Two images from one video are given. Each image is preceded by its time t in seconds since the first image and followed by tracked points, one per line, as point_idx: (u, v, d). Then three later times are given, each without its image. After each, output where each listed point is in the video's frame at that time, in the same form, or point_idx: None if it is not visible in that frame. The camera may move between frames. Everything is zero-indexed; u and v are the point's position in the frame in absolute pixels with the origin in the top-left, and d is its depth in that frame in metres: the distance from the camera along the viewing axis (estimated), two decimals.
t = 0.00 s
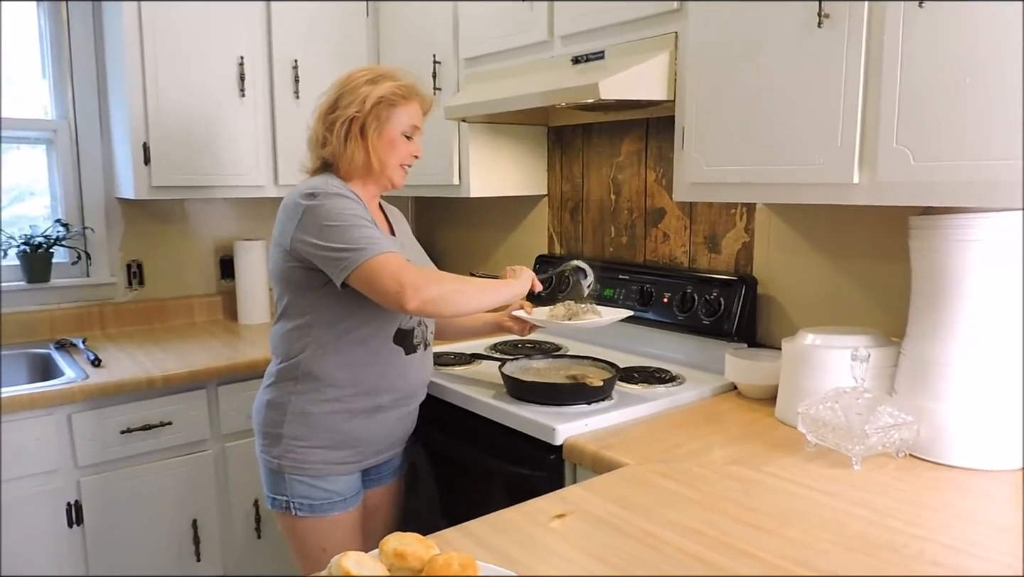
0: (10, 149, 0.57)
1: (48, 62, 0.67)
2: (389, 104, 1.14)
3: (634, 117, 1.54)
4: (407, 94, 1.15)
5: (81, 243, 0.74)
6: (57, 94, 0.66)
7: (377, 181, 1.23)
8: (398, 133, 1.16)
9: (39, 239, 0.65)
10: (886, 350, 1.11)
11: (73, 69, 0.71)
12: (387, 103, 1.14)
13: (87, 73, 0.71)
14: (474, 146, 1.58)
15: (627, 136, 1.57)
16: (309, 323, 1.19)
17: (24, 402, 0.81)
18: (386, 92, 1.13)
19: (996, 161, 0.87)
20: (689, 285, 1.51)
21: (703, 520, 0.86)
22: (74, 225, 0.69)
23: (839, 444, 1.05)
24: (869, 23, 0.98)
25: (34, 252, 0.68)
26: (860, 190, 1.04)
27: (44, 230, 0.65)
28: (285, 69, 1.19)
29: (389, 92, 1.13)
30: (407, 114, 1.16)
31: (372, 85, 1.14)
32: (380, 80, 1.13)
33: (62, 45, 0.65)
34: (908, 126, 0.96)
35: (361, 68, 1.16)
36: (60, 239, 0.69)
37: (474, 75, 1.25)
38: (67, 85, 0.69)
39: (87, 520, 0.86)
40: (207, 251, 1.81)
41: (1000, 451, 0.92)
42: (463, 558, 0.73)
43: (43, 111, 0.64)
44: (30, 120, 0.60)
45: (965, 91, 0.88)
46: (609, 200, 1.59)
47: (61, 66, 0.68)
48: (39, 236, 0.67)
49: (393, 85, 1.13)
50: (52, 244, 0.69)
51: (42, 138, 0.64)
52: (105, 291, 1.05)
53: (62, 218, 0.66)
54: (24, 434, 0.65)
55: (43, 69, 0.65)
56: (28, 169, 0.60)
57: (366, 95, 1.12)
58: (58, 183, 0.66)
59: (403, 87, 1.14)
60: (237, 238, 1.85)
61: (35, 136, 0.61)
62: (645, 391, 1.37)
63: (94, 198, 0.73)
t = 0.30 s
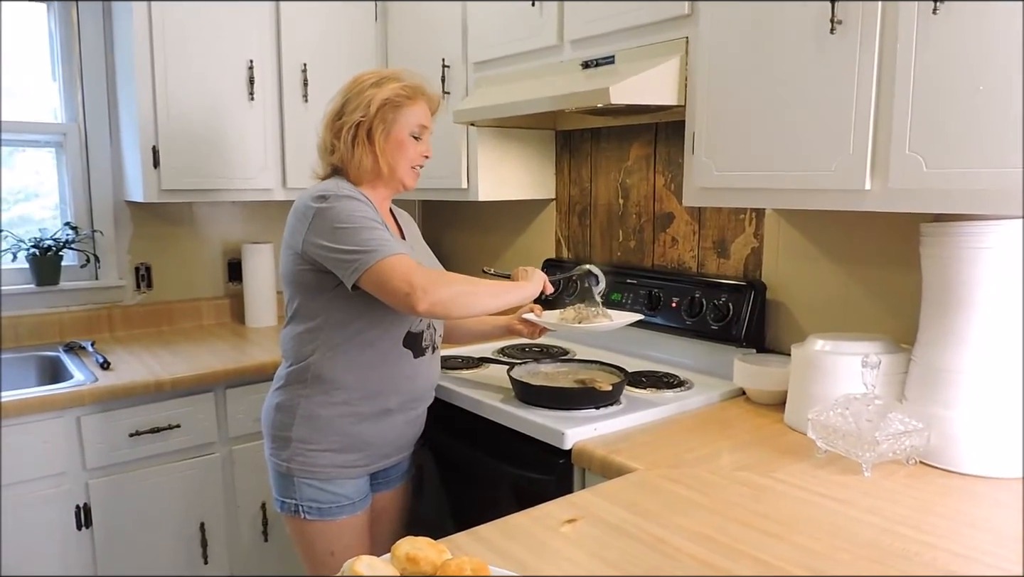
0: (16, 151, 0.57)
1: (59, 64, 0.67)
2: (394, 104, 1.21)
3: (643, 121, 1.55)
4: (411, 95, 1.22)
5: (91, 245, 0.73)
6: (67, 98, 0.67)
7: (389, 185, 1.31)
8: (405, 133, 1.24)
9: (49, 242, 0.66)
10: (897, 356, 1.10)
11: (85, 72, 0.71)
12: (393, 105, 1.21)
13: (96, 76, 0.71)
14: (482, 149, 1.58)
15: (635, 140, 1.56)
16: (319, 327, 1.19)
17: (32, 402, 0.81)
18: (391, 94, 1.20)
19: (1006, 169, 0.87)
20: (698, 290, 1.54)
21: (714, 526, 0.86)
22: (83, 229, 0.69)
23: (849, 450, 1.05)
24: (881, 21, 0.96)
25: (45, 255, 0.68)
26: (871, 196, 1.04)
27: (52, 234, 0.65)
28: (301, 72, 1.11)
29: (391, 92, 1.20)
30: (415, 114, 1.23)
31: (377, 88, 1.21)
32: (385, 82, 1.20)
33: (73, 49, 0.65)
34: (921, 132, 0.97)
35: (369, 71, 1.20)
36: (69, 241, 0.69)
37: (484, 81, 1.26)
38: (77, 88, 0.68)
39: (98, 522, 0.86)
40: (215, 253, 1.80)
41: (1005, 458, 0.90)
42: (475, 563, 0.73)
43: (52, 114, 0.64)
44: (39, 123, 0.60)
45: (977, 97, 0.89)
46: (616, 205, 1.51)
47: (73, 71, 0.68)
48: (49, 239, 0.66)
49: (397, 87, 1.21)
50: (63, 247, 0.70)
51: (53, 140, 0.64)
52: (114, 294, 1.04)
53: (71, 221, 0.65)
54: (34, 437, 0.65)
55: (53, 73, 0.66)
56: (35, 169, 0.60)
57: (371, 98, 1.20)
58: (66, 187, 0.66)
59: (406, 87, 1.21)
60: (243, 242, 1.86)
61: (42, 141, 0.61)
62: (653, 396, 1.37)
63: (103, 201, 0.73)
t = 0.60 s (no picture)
0: (18, 155, 0.57)
1: (62, 68, 0.67)
2: (396, 110, 1.15)
3: (646, 126, 1.54)
4: (413, 98, 1.16)
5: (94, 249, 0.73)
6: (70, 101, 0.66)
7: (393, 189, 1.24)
8: (408, 137, 1.17)
9: (52, 248, 0.65)
10: (901, 363, 1.09)
11: (88, 75, 0.71)
12: (394, 109, 1.15)
13: (100, 79, 0.71)
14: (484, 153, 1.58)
15: (639, 143, 1.58)
16: (322, 332, 1.19)
17: (36, 407, 0.80)
18: (392, 99, 1.14)
19: (1007, 174, 0.87)
20: (701, 295, 1.52)
21: (718, 533, 0.85)
22: (86, 233, 0.68)
23: (855, 457, 1.03)
24: (885, 23, 0.96)
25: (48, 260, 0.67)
26: (875, 204, 1.03)
27: (54, 239, 0.64)
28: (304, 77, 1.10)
29: (393, 98, 1.14)
30: (418, 117, 1.17)
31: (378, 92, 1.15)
32: (385, 87, 1.15)
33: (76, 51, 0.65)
34: (925, 139, 0.96)
35: (369, 75, 1.15)
36: (72, 246, 0.69)
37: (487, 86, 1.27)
38: (81, 91, 0.68)
39: (100, 526, 0.86)
40: (218, 256, 1.80)
41: (1008, 462, 0.92)
42: (476, 569, 0.73)
43: (54, 117, 0.64)
44: (42, 126, 0.60)
45: (980, 101, 0.88)
46: (620, 209, 1.61)
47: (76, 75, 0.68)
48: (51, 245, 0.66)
49: (398, 91, 1.15)
50: (66, 251, 0.69)
51: (55, 144, 0.64)
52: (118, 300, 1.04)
53: (74, 227, 0.65)
54: (36, 443, 0.64)
55: (55, 77, 0.66)
56: (36, 172, 0.60)
57: (372, 104, 1.14)
58: (67, 191, 0.65)
59: (408, 91, 1.16)
60: (247, 246, 1.87)
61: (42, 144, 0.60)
62: (657, 401, 1.36)
63: (107, 204, 0.73)
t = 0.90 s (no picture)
0: (18, 157, 0.57)
1: (64, 72, 0.67)
2: (395, 113, 1.22)
3: (645, 129, 1.58)
4: (412, 101, 1.23)
5: (97, 251, 0.73)
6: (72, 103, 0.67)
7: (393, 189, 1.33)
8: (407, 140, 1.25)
9: (53, 250, 0.65)
10: (900, 365, 1.12)
11: (91, 77, 0.71)
12: (393, 112, 1.22)
13: (102, 82, 0.71)
14: (485, 155, 1.58)
15: (639, 146, 1.61)
16: (323, 335, 1.20)
17: (39, 409, 0.80)
18: (391, 102, 1.21)
19: (1006, 176, 0.87)
20: (702, 297, 1.53)
21: (719, 535, 0.85)
22: (88, 235, 0.68)
23: (855, 459, 1.03)
24: (886, 23, 0.97)
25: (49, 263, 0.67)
26: (875, 205, 1.03)
27: (56, 241, 0.65)
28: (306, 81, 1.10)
29: (392, 101, 1.21)
30: (417, 119, 1.24)
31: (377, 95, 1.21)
32: (385, 89, 1.21)
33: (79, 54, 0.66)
34: (925, 141, 0.96)
35: (369, 76, 1.20)
36: (75, 248, 0.69)
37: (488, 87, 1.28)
38: (83, 93, 0.68)
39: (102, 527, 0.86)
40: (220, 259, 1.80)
41: (1008, 466, 0.92)
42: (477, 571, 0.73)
43: (57, 120, 0.64)
44: (45, 129, 0.61)
45: (979, 103, 0.89)
46: (621, 212, 1.60)
47: (78, 79, 0.68)
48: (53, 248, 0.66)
49: (397, 94, 1.21)
50: (69, 253, 0.69)
51: (59, 147, 0.64)
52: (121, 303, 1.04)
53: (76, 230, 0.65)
54: (39, 445, 0.64)
55: (59, 80, 0.66)
56: (38, 175, 0.61)
57: (371, 107, 1.20)
58: (69, 194, 0.66)
59: (406, 95, 1.22)
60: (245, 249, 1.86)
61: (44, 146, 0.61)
62: (657, 403, 1.37)
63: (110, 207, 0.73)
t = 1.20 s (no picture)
0: (18, 160, 0.58)
1: (63, 75, 0.68)
2: (397, 118, 1.20)
3: (644, 130, 1.57)
4: (416, 107, 1.21)
5: (97, 253, 0.73)
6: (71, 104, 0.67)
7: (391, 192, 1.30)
8: (408, 145, 1.23)
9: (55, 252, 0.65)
10: (900, 366, 1.12)
11: (91, 79, 0.71)
12: (396, 117, 1.20)
13: (102, 83, 0.71)
14: (485, 156, 1.58)
15: (639, 147, 1.60)
16: (323, 336, 1.19)
17: (38, 412, 0.80)
18: (394, 106, 1.19)
19: (1007, 178, 0.87)
20: (701, 298, 1.52)
21: (719, 536, 0.85)
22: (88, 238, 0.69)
23: (855, 461, 1.03)
24: (887, 23, 0.97)
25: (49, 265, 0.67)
26: (875, 207, 1.03)
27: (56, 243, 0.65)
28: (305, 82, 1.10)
29: (395, 106, 1.19)
30: (420, 124, 1.22)
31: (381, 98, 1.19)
32: (389, 92, 1.19)
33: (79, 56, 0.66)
34: (925, 141, 0.96)
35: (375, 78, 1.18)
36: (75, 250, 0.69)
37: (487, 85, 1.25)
38: (82, 95, 0.68)
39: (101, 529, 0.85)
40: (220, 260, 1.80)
41: (1007, 467, 0.91)
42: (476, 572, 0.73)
43: (56, 122, 0.64)
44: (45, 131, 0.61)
45: (980, 104, 0.88)
46: (621, 214, 1.65)
47: (77, 82, 0.69)
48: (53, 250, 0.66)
49: (400, 98, 1.19)
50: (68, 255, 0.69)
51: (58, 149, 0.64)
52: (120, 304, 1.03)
53: (76, 232, 0.65)
54: (38, 447, 0.64)
55: (57, 82, 0.66)
56: (38, 177, 0.61)
57: (374, 110, 1.18)
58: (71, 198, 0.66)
59: (411, 99, 1.20)
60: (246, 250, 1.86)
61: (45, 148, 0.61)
62: (657, 404, 1.37)
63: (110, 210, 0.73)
